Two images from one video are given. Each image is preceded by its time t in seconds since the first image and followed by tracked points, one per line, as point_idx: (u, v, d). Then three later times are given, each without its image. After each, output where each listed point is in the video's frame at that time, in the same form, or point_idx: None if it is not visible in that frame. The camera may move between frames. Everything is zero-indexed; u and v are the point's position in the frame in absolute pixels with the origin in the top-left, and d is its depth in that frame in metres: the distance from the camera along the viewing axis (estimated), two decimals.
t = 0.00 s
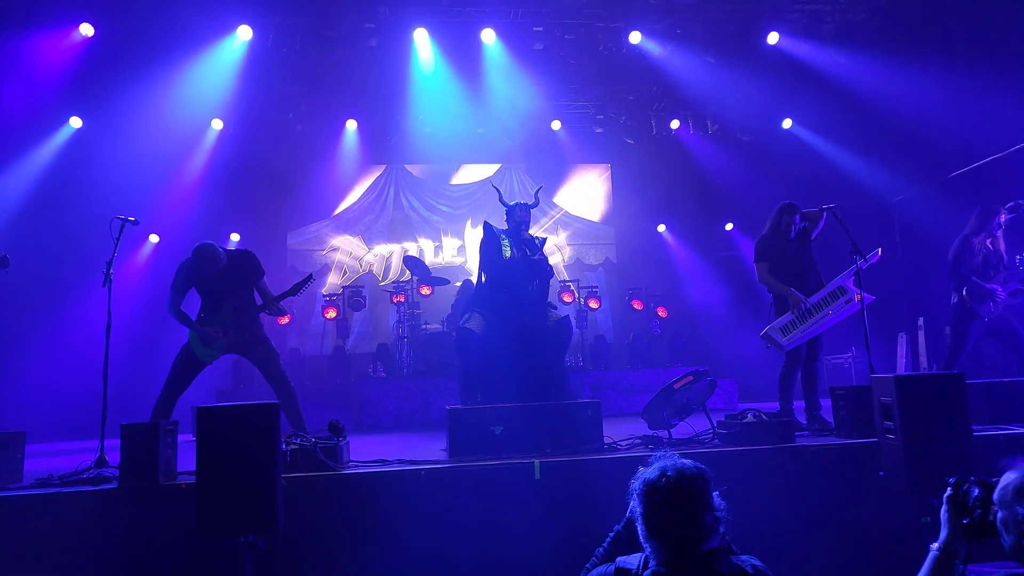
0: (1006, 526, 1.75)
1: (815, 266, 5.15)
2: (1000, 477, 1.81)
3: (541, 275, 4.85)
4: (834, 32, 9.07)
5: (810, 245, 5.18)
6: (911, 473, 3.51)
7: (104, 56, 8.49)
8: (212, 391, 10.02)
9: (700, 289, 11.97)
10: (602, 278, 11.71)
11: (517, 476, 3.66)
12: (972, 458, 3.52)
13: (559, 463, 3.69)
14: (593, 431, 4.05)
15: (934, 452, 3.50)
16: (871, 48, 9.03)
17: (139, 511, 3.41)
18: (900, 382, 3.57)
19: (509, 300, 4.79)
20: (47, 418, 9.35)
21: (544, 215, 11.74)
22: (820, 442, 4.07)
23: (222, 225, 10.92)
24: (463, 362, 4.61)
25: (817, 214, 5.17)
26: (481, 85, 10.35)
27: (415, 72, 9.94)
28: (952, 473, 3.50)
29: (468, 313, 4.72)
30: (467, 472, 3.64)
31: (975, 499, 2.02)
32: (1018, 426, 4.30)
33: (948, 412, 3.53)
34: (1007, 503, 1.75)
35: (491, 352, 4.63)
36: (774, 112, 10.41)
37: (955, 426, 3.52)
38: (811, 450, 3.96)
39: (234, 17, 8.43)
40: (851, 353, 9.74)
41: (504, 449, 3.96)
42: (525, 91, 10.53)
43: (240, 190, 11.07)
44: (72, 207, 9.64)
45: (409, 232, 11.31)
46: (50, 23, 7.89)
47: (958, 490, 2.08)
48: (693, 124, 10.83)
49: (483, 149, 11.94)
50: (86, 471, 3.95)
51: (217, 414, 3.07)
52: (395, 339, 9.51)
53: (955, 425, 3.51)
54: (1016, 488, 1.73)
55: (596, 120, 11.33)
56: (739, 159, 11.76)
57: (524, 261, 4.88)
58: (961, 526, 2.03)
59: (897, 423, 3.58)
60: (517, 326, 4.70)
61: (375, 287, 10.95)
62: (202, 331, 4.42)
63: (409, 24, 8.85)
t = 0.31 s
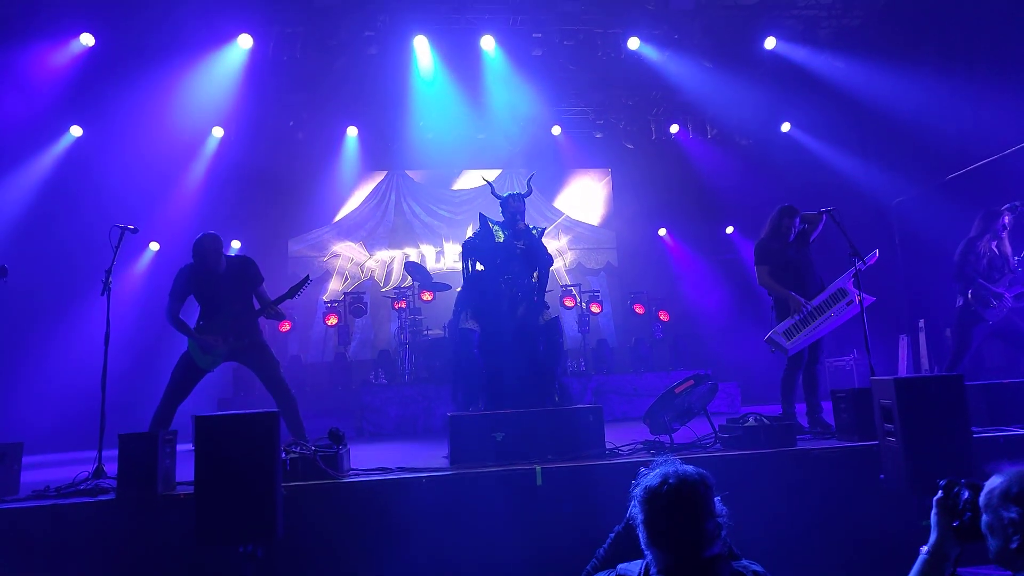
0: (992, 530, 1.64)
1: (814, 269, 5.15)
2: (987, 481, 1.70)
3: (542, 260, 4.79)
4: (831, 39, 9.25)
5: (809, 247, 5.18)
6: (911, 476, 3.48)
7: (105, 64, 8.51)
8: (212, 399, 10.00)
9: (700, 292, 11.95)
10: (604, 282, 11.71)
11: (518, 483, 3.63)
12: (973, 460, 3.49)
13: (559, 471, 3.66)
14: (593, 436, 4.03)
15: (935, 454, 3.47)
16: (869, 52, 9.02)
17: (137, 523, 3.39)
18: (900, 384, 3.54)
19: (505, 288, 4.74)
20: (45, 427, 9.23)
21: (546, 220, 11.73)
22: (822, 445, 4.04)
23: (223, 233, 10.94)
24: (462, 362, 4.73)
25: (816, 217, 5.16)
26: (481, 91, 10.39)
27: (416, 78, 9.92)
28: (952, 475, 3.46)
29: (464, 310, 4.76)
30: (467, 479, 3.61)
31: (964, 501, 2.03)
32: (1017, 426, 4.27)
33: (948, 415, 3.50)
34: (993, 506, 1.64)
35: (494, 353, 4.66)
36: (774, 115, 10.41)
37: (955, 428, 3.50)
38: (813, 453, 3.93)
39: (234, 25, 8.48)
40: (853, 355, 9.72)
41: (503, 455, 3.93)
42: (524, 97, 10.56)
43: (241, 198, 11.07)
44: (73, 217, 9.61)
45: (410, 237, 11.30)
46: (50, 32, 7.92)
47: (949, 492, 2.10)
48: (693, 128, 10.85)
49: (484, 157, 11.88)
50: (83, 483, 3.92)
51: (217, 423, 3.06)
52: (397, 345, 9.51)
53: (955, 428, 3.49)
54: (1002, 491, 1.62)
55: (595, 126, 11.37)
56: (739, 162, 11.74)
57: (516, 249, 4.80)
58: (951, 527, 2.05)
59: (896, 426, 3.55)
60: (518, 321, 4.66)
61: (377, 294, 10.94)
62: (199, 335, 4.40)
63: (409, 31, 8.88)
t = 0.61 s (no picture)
0: (938, 547, 1.57)
1: (795, 284, 5.22)
2: (935, 498, 1.64)
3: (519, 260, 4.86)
4: (807, 56, 9.59)
5: (789, 262, 5.24)
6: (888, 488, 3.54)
7: (83, 77, 8.49)
8: (190, 416, 9.85)
9: (681, 305, 12.06)
10: (587, 297, 11.78)
11: (500, 501, 3.61)
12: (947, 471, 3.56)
13: (541, 487, 3.66)
14: (575, 452, 4.04)
15: (910, 466, 3.53)
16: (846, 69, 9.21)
17: (109, 544, 3.31)
18: (877, 398, 3.59)
19: (480, 289, 4.82)
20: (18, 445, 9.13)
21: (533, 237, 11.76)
22: (801, 460, 4.07)
23: (203, 248, 10.83)
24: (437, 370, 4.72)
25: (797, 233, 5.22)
26: (464, 107, 10.47)
27: (399, 91, 9.96)
28: (926, 486, 3.52)
29: (444, 319, 4.74)
30: (447, 496, 3.59)
31: (914, 517, 2.02)
32: (992, 439, 4.34)
33: (924, 427, 3.56)
34: (940, 523, 1.57)
35: (473, 365, 4.68)
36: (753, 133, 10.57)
37: (930, 440, 3.56)
38: (794, 467, 3.97)
39: (214, 39, 8.47)
40: (833, 369, 9.83)
41: (485, 472, 3.92)
42: (507, 113, 10.63)
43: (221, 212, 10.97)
44: (49, 230, 9.52)
45: (393, 252, 11.27)
46: (26, 45, 7.94)
47: (901, 508, 2.10)
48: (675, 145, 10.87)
49: (467, 172, 11.95)
50: (54, 503, 3.83)
51: (189, 444, 3.01)
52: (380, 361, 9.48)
53: (930, 440, 3.55)
54: (948, 508, 1.56)
55: (578, 142, 11.48)
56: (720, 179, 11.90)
57: (490, 253, 4.86)
58: (901, 542, 2.05)
59: (874, 440, 3.60)
60: (495, 325, 4.72)
61: (359, 309, 10.88)
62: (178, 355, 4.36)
63: (392, 46, 8.94)
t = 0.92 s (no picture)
0: (880, 552, 1.65)
1: (763, 293, 5.33)
2: (880, 504, 1.70)
3: (486, 255, 4.87)
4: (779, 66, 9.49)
5: (757, 271, 5.37)
6: (849, 493, 3.64)
7: (45, 75, 8.21)
8: (154, 421, 9.65)
9: (651, 312, 12.26)
10: (559, 302, 11.88)
11: (467, 506, 3.64)
12: (906, 475, 3.69)
13: (509, 493, 3.68)
14: (543, 458, 4.08)
15: (871, 471, 3.64)
16: (817, 82, 9.48)
17: (63, 552, 3.24)
18: (840, 405, 3.70)
19: (447, 289, 4.77)
20: None
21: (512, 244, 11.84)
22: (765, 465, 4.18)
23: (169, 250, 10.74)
24: (405, 370, 4.74)
25: (765, 244, 5.40)
26: (438, 112, 10.48)
27: (374, 94, 9.93)
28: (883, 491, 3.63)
29: (412, 320, 4.71)
30: (414, 502, 3.59)
31: (859, 522, 2.09)
32: (949, 446, 4.45)
33: (885, 434, 3.67)
34: (881, 528, 1.65)
35: (444, 367, 4.70)
36: (724, 144, 10.78)
37: (889, 447, 3.68)
38: (758, 472, 4.07)
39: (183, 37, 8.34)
40: (798, 377, 10.04)
41: (454, 477, 3.93)
42: (480, 121, 10.70)
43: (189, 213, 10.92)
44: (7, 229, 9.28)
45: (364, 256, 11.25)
46: None
47: (848, 512, 2.16)
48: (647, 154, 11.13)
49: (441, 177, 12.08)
50: (7, 510, 3.73)
51: (150, 448, 2.97)
52: (349, 366, 9.52)
53: (888, 445, 3.67)
54: (890, 515, 1.62)
55: (552, 149, 11.59)
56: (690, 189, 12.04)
57: (455, 249, 4.86)
58: (846, 547, 2.09)
59: (836, 446, 3.70)
60: (461, 325, 4.66)
61: (328, 314, 10.81)
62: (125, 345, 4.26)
63: (366, 50, 8.92)
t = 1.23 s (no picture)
0: (836, 559, 1.66)
1: (737, 302, 5.42)
2: (840, 512, 1.72)
3: (460, 249, 4.94)
4: (758, 78, 10.10)
5: (731, 280, 5.48)
6: (812, 500, 3.74)
7: (14, 58, 8.00)
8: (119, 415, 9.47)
9: (625, 316, 12.37)
10: (534, 306, 11.95)
11: (436, 508, 3.65)
12: (870, 484, 3.80)
13: (476, 495, 3.70)
14: (514, 460, 4.11)
15: (835, 479, 3.74)
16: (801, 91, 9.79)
17: (21, 547, 3.17)
18: (807, 413, 3.80)
19: (421, 285, 4.80)
20: None
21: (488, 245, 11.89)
22: (733, 472, 4.26)
23: (139, 242, 10.56)
24: (376, 366, 4.77)
25: (739, 253, 5.54)
26: (418, 112, 10.47)
27: (353, 89, 9.87)
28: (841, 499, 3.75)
29: (385, 318, 4.62)
30: (381, 502, 3.59)
31: (818, 530, 2.18)
32: (913, 457, 4.44)
33: (850, 442, 3.78)
34: (839, 536, 1.66)
35: (416, 365, 4.76)
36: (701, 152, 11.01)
37: (854, 455, 3.79)
38: (727, 479, 4.15)
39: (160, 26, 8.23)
40: (768, 386, 10.22)
41: (425, 478, 3.94)
42: (458, 120, 10.70)
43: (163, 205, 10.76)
44: None
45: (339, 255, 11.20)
46: None
47: (808, 518, 2.26)
48: (625, 159, 11.00)
49: (419, 176, 12.06)
50: None
51: (112, 444, 2.93)
52: (321, 364, 9.46)
53: (853, 453, 3.77)
54: (848, 522, 1.63)
55: (531, 152, 11.62)
56: (668, 198, 12.14)
57: (426, 244, 4.90)
58: (805, 552, 2.20)
59: (804, 453, 3.79)
60: (433, 326, 4.70)
61: (301, 312, 10.74)
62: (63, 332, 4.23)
63: (346, 46, 8.88)
